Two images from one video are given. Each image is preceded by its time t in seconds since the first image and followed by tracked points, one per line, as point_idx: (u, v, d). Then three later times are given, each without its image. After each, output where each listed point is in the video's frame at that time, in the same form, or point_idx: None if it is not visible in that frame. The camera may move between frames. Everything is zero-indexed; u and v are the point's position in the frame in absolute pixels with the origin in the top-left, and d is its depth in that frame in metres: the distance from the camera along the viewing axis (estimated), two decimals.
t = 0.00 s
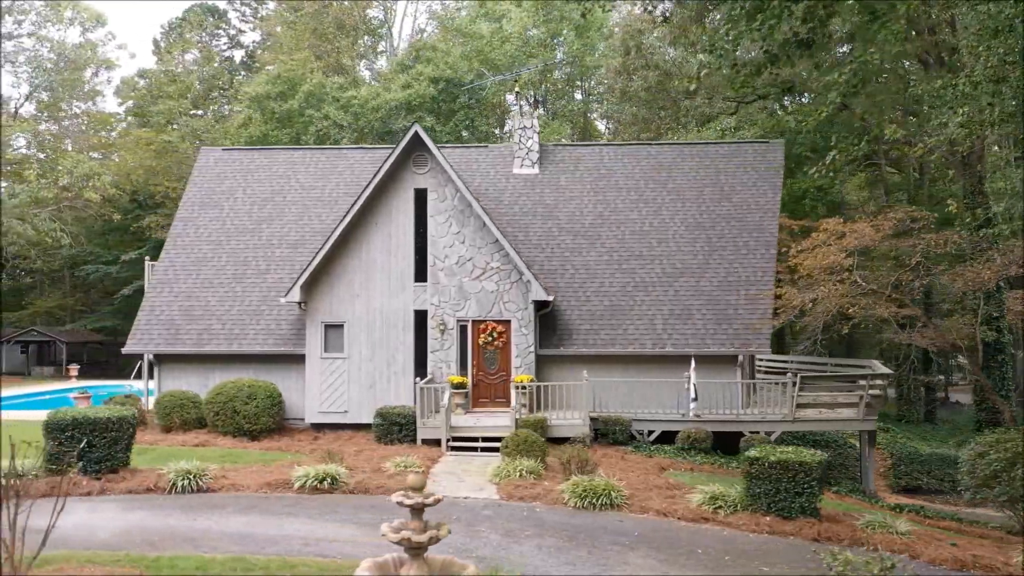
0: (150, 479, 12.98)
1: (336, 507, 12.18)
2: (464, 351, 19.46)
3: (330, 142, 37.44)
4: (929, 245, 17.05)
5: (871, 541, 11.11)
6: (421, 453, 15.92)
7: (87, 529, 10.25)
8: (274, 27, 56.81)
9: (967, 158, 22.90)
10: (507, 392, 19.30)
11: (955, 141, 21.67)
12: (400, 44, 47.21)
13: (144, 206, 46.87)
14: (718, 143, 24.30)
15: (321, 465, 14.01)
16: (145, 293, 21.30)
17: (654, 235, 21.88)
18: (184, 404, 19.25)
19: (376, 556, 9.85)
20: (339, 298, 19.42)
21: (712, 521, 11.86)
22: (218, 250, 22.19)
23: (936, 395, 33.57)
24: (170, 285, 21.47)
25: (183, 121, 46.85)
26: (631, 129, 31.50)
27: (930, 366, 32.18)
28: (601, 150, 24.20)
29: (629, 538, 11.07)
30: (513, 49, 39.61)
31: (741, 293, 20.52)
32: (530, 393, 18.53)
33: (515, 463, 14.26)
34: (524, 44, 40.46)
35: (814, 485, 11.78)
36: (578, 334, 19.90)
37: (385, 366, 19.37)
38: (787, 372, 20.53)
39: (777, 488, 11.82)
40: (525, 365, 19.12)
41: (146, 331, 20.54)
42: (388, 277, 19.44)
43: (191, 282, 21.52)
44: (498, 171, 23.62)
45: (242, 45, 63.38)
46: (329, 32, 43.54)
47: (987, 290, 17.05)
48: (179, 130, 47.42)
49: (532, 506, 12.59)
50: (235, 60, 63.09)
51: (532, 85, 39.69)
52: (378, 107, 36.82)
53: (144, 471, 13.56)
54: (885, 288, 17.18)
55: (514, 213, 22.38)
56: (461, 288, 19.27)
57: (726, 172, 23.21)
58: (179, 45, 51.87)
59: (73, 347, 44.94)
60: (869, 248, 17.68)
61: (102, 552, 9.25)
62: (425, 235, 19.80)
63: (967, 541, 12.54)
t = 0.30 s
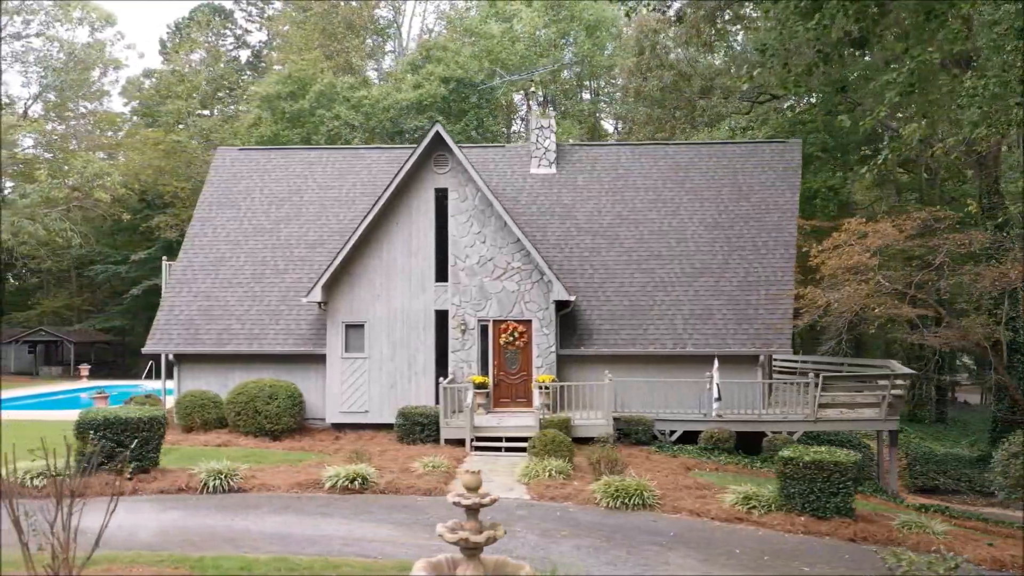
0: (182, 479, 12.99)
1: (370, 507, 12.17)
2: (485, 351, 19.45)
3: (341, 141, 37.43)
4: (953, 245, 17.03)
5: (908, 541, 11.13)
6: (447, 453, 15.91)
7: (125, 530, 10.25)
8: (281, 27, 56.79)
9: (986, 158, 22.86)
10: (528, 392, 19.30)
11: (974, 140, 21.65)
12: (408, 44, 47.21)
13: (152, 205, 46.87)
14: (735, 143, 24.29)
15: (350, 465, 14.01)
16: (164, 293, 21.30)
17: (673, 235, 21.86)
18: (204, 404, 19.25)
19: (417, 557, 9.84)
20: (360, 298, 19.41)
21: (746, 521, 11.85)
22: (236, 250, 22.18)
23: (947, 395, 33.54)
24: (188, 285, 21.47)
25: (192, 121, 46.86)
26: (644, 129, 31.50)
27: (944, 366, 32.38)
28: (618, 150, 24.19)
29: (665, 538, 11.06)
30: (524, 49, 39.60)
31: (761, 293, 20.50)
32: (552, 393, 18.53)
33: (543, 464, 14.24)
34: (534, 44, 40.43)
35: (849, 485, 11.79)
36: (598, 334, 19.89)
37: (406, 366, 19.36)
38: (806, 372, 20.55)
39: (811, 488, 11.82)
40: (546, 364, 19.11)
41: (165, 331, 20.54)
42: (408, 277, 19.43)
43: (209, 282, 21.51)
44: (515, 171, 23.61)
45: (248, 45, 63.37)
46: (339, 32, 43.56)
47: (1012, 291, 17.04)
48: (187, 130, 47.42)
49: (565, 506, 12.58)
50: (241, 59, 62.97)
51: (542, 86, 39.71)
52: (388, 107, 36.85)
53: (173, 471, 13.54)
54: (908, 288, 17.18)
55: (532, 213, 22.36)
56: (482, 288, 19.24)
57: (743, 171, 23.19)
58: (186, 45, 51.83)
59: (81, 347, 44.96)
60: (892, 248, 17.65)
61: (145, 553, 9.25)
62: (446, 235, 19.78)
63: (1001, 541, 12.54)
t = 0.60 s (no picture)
0: (213, 479, 12.98)
1: (404, 507, 12.17)
2: (506, 351, 19.44)
3: (352, 141, 37.40)
4: (978, 245, 17.06)
5: (945, 541, 11.15)
6: (473, 453, 15.91)
7: (165, 529, 10.27)
8: (289, 27, 56.75)
9: (1004, 158, 22.84)
10: (549, 392, 19.31)
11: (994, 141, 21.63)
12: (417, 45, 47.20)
13: (161, 206, 46.83)
14: (752, 142, 24.28)
15: (379, 465, 14.00)
16: (183, 293, 21.28)
17: (692, 235, 21.85)
18: (225, 404, 19.23)
19: (458, 557, 9.84)
20: (381, 298, 19.39)
21: (781, 522, 11.83)
22: (255, 250, 22.18)
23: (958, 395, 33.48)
24: (207, 285, 21.46)
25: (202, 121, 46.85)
26: (657, 129, 31.48)
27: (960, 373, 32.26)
28: (635, 150, 24.19)
29: (702, 538, 11.07)
30: (534, 49, 39.57)
31: (782, 293, 20.48)
32: (574, 392, 18.52)
33: (572, 463, 14.22)
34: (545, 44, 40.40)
35: (884, 485, 11.78)
36: (618, 334, 19.87)
37: (427, 367, 19.33)
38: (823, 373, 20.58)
39: (847, 487, 11.82)
40: (567, 364, 19.12)
41: (185, 331, 20.52)
42: (429, 277, 19.42)
43: (228, 282, 21.51)
44: (532, 171, 23.60)
45: (254, 45, 63.33)
46: (349, 32, 43.60)
47: None
48: (196, 130, 47.42)
49: (597, 506, 12.56)
50: (247, 59, 62.88)
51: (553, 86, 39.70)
52: (399, 106, 36.90)
53: (203, 472, 13.49)
54: (932, 288, 17.19)
55: (550, 212, 22.35)
56: (504, 288, 19.23)
57: (761, 171, 23.18)
58: (194, 44, 51.77)
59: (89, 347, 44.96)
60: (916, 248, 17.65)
61: (189, 553, 9.27)
62: (467, 235, 19.78)
63: None
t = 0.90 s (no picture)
0: (245, 479, 12.96)
1: (437, 507, 12.14)
2: (528, 351, 19.43)
3: (363, 141, 37.35)
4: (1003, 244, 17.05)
5: (983, 540, 11.16)
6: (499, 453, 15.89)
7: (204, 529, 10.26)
8: (295, 27, 56.75)
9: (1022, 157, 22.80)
10: (571, 392, 19.30)
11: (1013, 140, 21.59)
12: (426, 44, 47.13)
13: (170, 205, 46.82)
14: (768, 142, 24.26)
15: (408, 465, 13.98)
16: (202, 293, 21.27)
17: (711, 235, 21.83)
18: (246, 404, 19.21)
19: (500, 557, 9.82)
20: (402, 298, 19.38)
21: (816, 521, 11.82)
22: (273, 249, 22.17)
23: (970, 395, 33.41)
24: (226, 285, 21.45)
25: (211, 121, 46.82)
26: (671, 129, 31.47)
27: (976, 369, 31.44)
28: (653, 149, 24.16)
29: (740, 538, 11.05)
30: (546, 49, 39.54)
31: (802, 293, 20.47)
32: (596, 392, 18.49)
33: (602, 463, 14.21)
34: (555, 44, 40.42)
35: (921, 485, 11.81)
36: (639, 334, 19.85)
37: (448, 366, 19.32)
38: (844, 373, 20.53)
39: (882, 488, 11.85)
40: (589, 363, 19.12)
41: (204, 331, 20.51)
42: (451, 277, 19.40)
43: (247, 281, 21.50)
44: (550, 170, 23.56)
45: (260, 45, 63.31)
46: (359, 32, 43.64)
47: None
48: (205, 130, 47.41)
49: (631, 506, 12.54)
50: (253, 59, 62.81)
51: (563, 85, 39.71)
52: (410, 106, 36.94)
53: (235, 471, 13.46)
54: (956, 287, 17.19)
55: (569, 212, 22.33)
56: (525, 287, 19.22)
57: (779, 171, 23.16)
58: (201, 44, 51.74)
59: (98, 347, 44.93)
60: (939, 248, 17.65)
61: (233, 553, 9.27)
62: (488, 234, 19.76)
63: None
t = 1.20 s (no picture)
0: (278, 479, 12.94)
1: (472, 507, 12.14)
2: (550, 351, 19.41)
3: (374, 141, 37.32)
4: None
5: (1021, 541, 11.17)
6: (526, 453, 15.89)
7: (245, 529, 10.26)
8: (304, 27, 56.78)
9: None
10: (593, 391, 19.28)
11: None
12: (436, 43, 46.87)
13: (179, 205, 46.86)
14: (785, 142, 24.26)
15: (438, 465, 13.97)
16: (222, 293, 21.28)
17: (730, 235, 21.81)
18: (267, 404, 19.19)
19: (542, 557, 9.81)
20: (424, 298, 19.37)
21: (852, 521, 11.82)
22: (292, 249, 22.17)
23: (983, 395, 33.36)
24: (246, 284, 21.46)
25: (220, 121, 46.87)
26: (685, 129, 31.48)
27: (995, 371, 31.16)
28: (671, 149, 24.14)
29: (778, 538, 11.04)
30: (557, 48, 39.44)
31: (823, 293, 20.45)
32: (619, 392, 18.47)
33: (632, 463, 14.22)
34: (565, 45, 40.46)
35: (957, 485, 11.83)
36: (660, 334, 19.85)
37: (470, 366, 19.30)
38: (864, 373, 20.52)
39: (918, 487, 11.87)
40: (611, 363, 19.11)
41: (225, 330, 20.51)
42: (472, 277, 19.39)
43: (267, 281, 21.50)
44: (568, 170, 23.55)
45: (268, 44, 63.34)
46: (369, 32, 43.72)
47: None
48: (214, 130, 47.45)
49: (664, 506, 12.53)
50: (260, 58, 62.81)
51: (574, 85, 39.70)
52: (422, 106, 37.03)
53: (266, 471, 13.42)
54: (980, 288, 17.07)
55: (587, 212, 22.33)
56: (547, 287, 19.21)
57: (798, 171, 23.14)
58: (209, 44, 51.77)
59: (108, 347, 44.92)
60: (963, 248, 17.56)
61: (278, 553, 9.29)
62: (509, 234, 19.76)
63: None
